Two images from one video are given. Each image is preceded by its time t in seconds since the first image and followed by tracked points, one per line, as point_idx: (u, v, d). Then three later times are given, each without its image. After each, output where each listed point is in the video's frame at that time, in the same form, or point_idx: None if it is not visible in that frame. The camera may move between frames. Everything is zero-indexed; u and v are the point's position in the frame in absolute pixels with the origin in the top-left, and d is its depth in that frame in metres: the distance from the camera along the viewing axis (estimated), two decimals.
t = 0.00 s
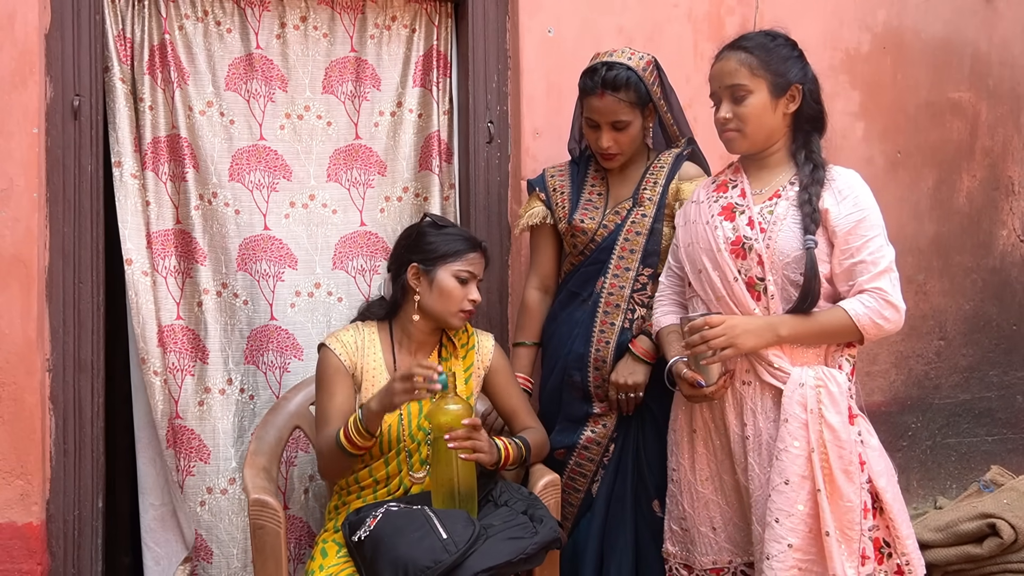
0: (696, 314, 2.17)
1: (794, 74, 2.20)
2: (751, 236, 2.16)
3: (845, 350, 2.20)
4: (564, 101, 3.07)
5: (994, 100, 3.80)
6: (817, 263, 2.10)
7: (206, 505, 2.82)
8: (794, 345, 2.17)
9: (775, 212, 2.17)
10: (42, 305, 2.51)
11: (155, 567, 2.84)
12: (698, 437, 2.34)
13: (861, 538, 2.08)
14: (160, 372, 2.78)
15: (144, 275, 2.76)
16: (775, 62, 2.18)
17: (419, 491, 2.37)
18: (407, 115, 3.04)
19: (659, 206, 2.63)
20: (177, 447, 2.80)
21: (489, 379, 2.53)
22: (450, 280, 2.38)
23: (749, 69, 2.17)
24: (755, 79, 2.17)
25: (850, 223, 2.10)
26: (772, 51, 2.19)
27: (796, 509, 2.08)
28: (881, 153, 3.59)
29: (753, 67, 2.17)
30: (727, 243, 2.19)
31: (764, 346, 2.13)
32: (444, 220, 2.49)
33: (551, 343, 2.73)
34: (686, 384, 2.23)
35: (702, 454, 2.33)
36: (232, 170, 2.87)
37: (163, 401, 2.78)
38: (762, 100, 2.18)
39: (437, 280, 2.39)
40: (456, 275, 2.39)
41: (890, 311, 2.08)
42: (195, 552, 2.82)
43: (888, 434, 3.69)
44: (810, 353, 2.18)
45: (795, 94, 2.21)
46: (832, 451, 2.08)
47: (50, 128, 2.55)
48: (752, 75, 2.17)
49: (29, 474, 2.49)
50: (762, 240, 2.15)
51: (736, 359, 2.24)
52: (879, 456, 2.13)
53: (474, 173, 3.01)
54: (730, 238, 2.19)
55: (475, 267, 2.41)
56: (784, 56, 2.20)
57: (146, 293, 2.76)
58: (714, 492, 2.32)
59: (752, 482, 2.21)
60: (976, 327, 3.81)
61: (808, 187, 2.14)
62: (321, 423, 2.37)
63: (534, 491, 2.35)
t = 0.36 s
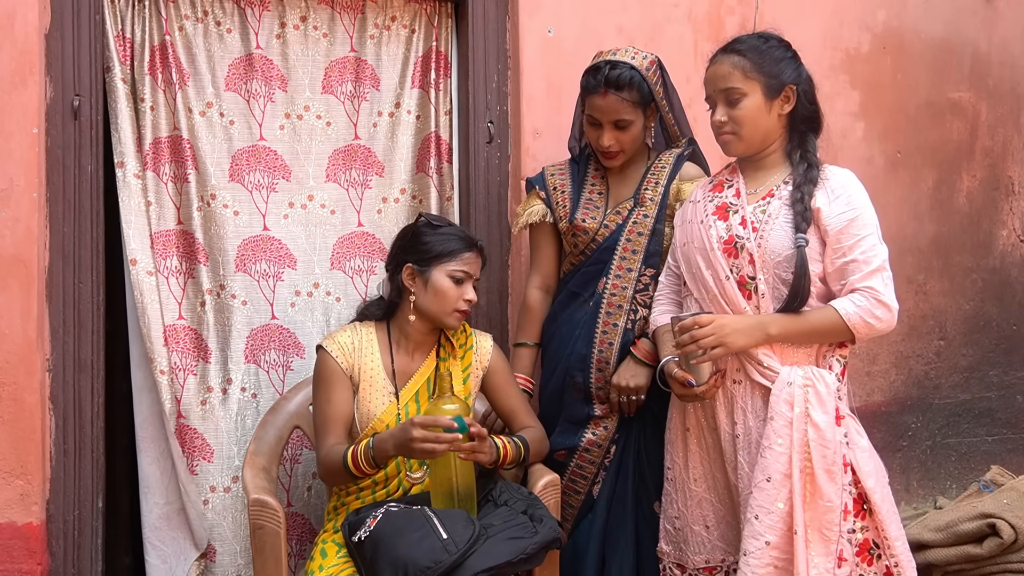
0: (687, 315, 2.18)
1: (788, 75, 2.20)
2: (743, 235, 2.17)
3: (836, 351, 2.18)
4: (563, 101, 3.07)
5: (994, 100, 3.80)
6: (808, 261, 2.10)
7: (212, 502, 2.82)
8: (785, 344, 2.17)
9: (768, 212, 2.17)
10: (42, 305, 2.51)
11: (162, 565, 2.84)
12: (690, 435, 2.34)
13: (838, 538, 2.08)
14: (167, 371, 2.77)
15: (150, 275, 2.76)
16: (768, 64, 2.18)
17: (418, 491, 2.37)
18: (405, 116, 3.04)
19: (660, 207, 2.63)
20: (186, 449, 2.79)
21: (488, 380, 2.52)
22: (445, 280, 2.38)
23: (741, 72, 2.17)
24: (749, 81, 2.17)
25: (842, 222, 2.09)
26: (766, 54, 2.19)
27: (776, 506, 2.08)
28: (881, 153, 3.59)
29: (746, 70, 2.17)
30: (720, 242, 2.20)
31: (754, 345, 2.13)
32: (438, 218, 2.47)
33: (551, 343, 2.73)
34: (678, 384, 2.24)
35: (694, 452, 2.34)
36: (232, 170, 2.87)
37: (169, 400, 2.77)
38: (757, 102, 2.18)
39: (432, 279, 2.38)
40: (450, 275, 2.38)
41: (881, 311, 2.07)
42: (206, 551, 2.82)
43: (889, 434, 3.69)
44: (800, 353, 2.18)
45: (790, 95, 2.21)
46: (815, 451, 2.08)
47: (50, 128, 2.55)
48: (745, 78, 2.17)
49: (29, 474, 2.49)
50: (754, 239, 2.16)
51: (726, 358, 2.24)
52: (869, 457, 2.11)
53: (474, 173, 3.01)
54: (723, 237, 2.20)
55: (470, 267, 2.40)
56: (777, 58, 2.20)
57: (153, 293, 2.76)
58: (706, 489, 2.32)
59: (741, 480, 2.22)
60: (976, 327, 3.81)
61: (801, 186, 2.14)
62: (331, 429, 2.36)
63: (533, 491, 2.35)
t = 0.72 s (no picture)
0: (685, 313, 2.19)
1: (789, 75, 2.20)
2: (742, 234, 2.17)
3: (834, 350, 2.18)
4: (564, 101, 3.07)
5: (994, 100, 3.80)
6: (806, 261, 2.09)
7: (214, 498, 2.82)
8: (782, 344, 2.17)
9: (767, 211, 2.17)
10: (42, 305, 2.51)
11: (163, 561, 2.84)
12: (686, 433, 2.35)
13: (827, 538, 2.08)
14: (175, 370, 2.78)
15: (156, 276, 2.76)
16: (769, 63, 2.18)
17: (416, 490, 2.37)
18: (405, 116, 3.04)
19: (663, 205, 2.63)
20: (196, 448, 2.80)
21: (489, 379, 2.52)
22: (449, 276, 2.38)
23: (743, 72, 2.18)
24: (751, 81, 2.17)
25: (841, 223, 2.09)
26: (767, 54, 2.19)
27: (767, 505, 2.09)
28: (881, 153, 3.58)
29: (747, 70, 2.17)
30: (719, 241, 2.20)
31: (750, 344, 2.13)
32: (433, 216, 2.48)
33: (552, 342, 2.73)
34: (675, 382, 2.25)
35: (690, 451, 2.33)
36: (232, 170, 2.87)
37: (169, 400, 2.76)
38: (758, 102, 2.18)
39: (436, 276, 2.38)
40: (454, 271, 2.39)
41: (879, 312, 2.07)
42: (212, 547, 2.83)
43: (889, 434, 3.69)
44: (798, 352, 2.17)
45: (791, 94, 2.21)
46: (806, 451, 2.08)
47: (50, 128, 2.55)
48: (747, 78, 2.18)
49: (29, 474, 2.49)
50: (753, 238, 2.16)
51: (723, 357, 2.25)
52: (866, 458, 2.12)
53: (474, 173, 3.01)
54: (722, 236, 2.20)
55: (472, 261, 2.42)
56: (779, 58, 2.20)
57: (162, 293, 2.78)
58: (695, 491, 2.32)
59: (735, 479, 2.21)
60: (976, 327, 3.81)
61: (801, 187, 2.14)
62: (336, 430, 2.36)
63: (533, 491, 2.35)
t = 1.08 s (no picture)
0: (687, 312, 2.19)
1: (790, 75, 2.20)
2: (743, 235, 2.17)
3: (835, 350, 2.18)
4: (564, 101, 3.07)
5: (994, 100, 3.80)
6: (807, 262, 2.09)
7: (211, 499, 2.83)
8: (783, 344, 2.17)
9: (769, 212, 2.17)
10: (42, 305, 2.51)
11: (158, 564, 2.84)
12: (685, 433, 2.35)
13: (828, 539, 2.08)
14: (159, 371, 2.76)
15: (141, 278, 2.74)
16: (769, 63, 2.18)
17: (416, 489, 2.36)
18: (405, 116, 3.04)
19: (664, 205, 2.63)
20: (183, 444, 2.80)
21: (489, 378, 2.52)
22: (449, 273, 2.39)
23: (743, 72, 2.18)
24: (751, 82, 2.17)
25: (843, 223, 2.09)
26: (767, 54, 2.19)
27: (767, 505, 2.09)
28: (881, 153, 3.58)
29: (748, 70, 2.18)
30: (721, 241, 2.20)
31: (752, 344, 2.13)
32: (432, 215, 2.49)
33: (553, 342, 2.73)
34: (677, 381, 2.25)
35: (689, 451, 2.33)
36: (232, 172, 2.88)
37: (165, 399, 2.77)
38: (758, 102, 2.18)
39: (436, 274, 2.39)
40: (454, 267, 2.40)
41: (881, 312, 2.07)
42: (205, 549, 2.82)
43: (888, 434, 3.69)
44: (799, 353, 2.17)
45: (792, 94, 2.21)
46: (807, 451, 2.08)
47: (50, 128, 2.55)
48: (747, 78, 2.18)
49: (29, 474, 2.49)
50: (754, 239, 2.16)
51: (725, 357, 2.25)
52: (867, 458, 2.11)
53: (474, 173, 3.01)
54: (723, 237, 2.20)
55: (470, 258, 2.43)
56: (780, 57, 2.20)
57: (148, 293, 2.75)
58: (685, 491, 2.32)
59: (735, 480, 2.21)
60: (976, 327, 3.81)
61: (802, 187, 2.14)
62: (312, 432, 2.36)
63: (534, 491, 2.35)
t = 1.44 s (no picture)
0: (688, 313, 2.18)
1: (791, 75, 2.20)
2: (745, 235, 2.17)
3: (837, 351, 2.18)
4: (564, 101, 3.07)
5: (994, 100, 3.80)
6: (809, 262, 2.10)
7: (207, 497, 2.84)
8: (785, 345, 2.17)
9: (770, 212, 2.17)
10: (42, 305, 2.51)
11: (158, 565, 2.82)
12: (686, 433, 2.35)
13: (833, 539, 2.08)
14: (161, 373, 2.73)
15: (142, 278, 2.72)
16: (770, 64, 2.18)
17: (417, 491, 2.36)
18: (405, 117, 3.04)
19: (665, 204, 2.63)
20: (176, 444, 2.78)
21: (490, 379, 2.51)
22: (455, 275, 2.39)
23: (744, 72, 2.18)
24: (752, 82, 2.17)
25: (843, 224, 2.09)
26: (768, 54, 2.19)
27: (771, 505, 2.09)
28: (881, 153, 3.58)
29: (749, 70, 2.18)
30: (722, 242, 2.20)
31: (753, 345, 2.13)
32: (433, 218, 2.48)
33: (554, 342, 2.73)
34: (678, 382, 2.25)
35: (691, 452, 2.33)
36: (232, 173, 2.88)
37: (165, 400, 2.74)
38: (759, 102, 2.18)
39: (442, 276, 2.38)
40: (460, 270, 2.40)
41: (882, 313, 2.07)
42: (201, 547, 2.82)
43: (888, 434, 3.69)
44: (801, 353, 2.17)
45: (792, 95, 2.21)
46: (811, 451, 2.08)
47: (50, 128, 2.55)
48: (747, 78, 2.18)
49: (29, 474, 2.49)
50: (756, 239, 2.16)
51: (727, 357, 2.25)
52: (869, 458, 2.11)
53: (474, 173, 3.01)
54: (725, 237, 2.20)
55: (475, 261, 2.43)
56: (780, 58, 2.20)
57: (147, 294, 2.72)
58: (686, 492, 2.32)
59: (736, 481, 2.21)
60: (976, 328, 3.81)
61: (803, 188, 2.14)
62: (276, 421, 2.33)
63: (533, 491, 2.33)
